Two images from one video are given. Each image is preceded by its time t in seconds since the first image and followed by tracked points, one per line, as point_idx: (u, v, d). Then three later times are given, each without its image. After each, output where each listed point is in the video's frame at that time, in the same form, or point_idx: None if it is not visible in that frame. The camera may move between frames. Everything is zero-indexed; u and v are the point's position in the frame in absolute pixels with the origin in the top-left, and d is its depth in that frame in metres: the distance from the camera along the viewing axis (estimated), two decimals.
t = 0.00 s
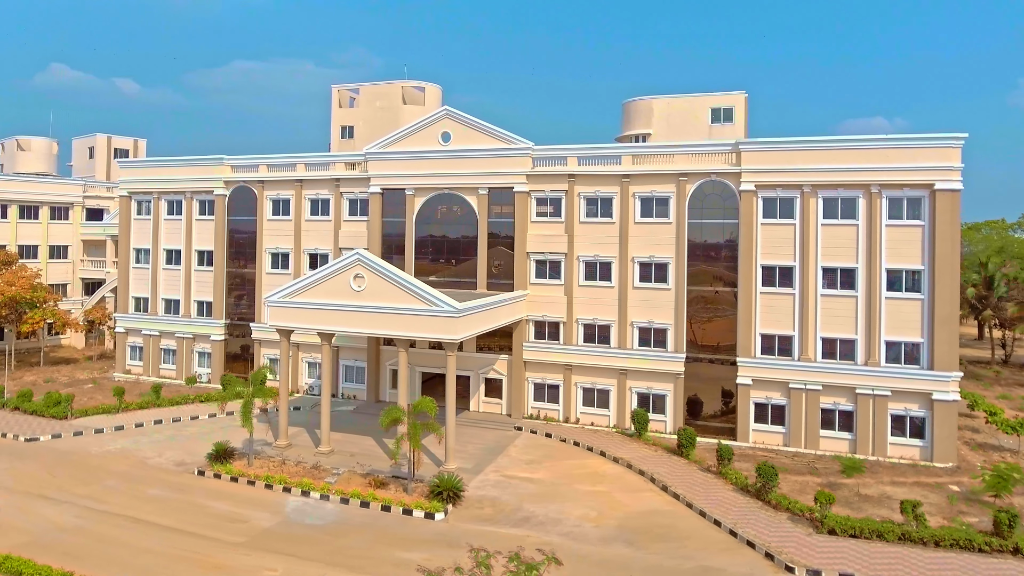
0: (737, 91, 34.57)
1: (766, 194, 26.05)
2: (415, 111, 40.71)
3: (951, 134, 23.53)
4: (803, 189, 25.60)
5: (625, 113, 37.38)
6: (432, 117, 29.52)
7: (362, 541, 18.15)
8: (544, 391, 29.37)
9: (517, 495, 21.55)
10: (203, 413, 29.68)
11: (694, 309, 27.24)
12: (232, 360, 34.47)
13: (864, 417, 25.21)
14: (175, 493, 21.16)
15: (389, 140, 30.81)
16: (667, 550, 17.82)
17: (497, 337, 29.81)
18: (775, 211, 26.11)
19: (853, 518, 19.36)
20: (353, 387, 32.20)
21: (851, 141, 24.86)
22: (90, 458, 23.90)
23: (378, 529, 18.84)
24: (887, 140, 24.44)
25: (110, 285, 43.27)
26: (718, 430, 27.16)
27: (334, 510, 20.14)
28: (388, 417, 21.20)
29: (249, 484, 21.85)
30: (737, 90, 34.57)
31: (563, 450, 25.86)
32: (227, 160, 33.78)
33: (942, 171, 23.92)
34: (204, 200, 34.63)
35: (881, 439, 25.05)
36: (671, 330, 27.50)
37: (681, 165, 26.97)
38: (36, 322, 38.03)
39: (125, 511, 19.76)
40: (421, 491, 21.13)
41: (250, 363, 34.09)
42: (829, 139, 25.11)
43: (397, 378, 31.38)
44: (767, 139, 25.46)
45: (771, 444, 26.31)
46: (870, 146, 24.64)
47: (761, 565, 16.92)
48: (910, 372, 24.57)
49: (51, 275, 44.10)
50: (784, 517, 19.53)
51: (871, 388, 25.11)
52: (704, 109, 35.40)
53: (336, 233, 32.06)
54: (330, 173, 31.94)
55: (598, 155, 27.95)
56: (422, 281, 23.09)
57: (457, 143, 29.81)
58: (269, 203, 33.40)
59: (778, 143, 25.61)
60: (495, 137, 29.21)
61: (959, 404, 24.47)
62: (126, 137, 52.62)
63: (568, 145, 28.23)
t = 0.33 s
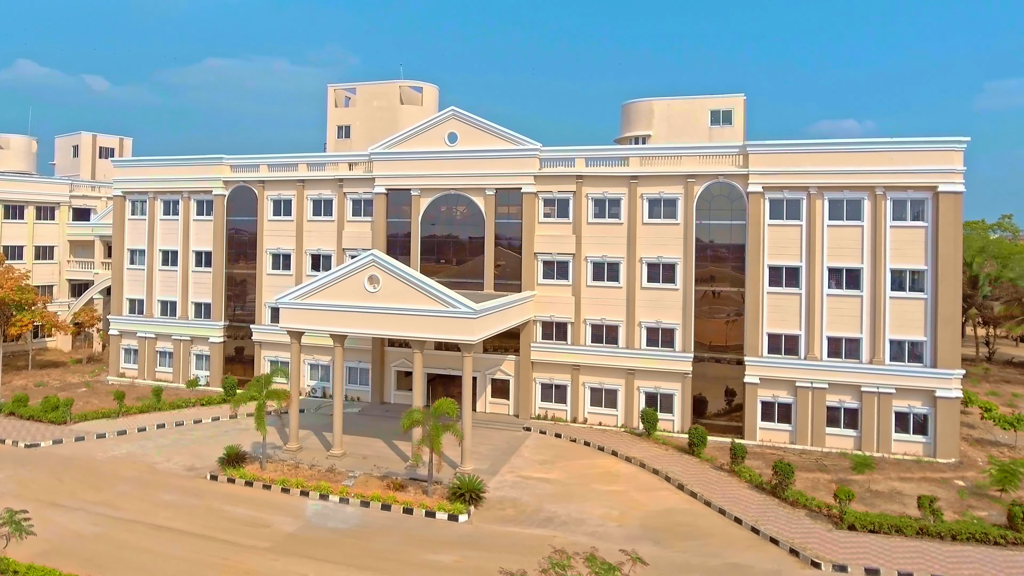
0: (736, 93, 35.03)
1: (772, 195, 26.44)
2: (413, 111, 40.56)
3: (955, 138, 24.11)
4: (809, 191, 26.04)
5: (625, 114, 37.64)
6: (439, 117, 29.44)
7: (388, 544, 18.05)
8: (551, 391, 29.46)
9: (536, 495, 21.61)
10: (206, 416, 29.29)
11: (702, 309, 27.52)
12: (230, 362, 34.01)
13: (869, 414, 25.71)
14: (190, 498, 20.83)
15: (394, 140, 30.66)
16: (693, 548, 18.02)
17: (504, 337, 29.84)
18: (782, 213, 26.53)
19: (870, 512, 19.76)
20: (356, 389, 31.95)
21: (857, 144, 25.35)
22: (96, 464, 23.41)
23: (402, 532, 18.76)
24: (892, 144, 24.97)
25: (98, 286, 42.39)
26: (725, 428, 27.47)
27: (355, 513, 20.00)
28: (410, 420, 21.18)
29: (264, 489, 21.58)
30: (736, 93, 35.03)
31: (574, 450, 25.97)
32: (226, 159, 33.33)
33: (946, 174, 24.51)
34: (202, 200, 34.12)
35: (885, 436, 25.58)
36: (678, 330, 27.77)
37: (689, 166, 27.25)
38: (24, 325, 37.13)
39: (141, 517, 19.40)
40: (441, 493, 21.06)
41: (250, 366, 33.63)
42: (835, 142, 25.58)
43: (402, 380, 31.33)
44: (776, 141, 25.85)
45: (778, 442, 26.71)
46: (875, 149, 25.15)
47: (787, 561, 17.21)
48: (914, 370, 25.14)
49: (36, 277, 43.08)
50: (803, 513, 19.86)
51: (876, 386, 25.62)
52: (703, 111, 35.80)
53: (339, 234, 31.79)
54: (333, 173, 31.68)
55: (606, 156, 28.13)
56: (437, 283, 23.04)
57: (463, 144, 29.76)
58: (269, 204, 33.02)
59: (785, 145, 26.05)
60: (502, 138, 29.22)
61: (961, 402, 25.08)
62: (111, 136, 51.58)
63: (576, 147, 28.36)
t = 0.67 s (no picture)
0: (733, 96, 35.57)
1: (778, 197, 26.90)
2: (409, 111, 40.34)
3: (955, 141, 24.81)
4: (814, 193, 26.56)
5: (622, 116, 37.94)
6: (445, 118, 29.33)
7: (418, 547, 17.95)
8: (558, 392, 29.57)
9: (557, 495, 21.69)
10: (208, 421, 28.77)
11: (708, 309, 27.90)
12: (228, 366, 33.41)
13: (873, 411, 26.34)
14: (207, 505, 20.44)
15: (399, 141, 30.47)
16: (720, 545, 18.27)
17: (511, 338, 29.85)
18: (787, 214, 27.02)
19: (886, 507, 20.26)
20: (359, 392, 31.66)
21: (860, 147, 25.93)
22: (103, 472, 22.84)
23: (430, 535, 18.69)
24: (895, 147, 25.59)
25: (83, 288, 41.30)
26: (732, 427, 27.90)
27: (378, 516, 19.85)
28: (432, 422, 21.22)
29: (282, 494, 21.27)
30: (733, 96, 35.57)
31: (586, 450, 26.10)
32: (224, 159, 32.77)
33: (947, 177, 25.20)
34: (198, 201, 33.48)
35: (888, 432, 26.22)
36: (685, 330, 28.09)
37: (695, 168, 27.59)
38: (8, 328, 36.05)
39: (159, 525, 18.99)
40: (463, 495, 20.99)
41: (248, 370, 33.10)
42: (839, 145, 26.14)
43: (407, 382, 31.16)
44: (782, 144, 26.31)
45: (783, 439, 27.21)
46: (878, 152, 25.76)
47: (813, 556, 17.54)
48: (916, 367, 25.81)
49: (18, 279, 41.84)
50: (821, 509, 20.27)
51: (879, 383, 26.25)
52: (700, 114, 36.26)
53: (342, 235, 31.49)
54: (335, 174, 31.38)
55: (613, 158, 28.34)
56: (455, 285, 22.96)
57: (469, 144, 29.69)
58: (269, 204, 32.57)
59: (791, 148, 26.53)
60: (509, 139, 29.23)
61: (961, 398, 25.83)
62: (92, 134, 50.30)
63: (583, 148, 28.53)
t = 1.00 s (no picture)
0: (728, 99, 36.07)
1: (780, 199, 27.39)
2: (404, 112, 40.13)
3: (952, 145, 25.51)
4: (815, 195, 27.09)
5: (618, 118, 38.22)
6: (449, 119, 29.27)
7: (442, 550, 17.89)
8: (562, 392, 29.68)
9: (572, 495, 21.78)
10: (208, 425, 28.28)
11: (711, 309, 28.25)
12: (224, 369, 32.85)
13: (873, 408, 26.94)
14: (221, 512, 20.11)
15: (401, 141, 30.31)
16: (740, 542, 18.54)
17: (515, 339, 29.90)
18: (789, 216, 27.50)
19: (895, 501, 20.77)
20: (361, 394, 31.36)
21: (860, 150, 26.50)
22: (108, 480, 22.32)
23: (453, 537, 18.63)
24: (894, 150, 26.20)
25: (67, 290, 40.22)
26: (734, 425, 28.32)
27: (398, 520, 19.72)
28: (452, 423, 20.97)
29: (297, 499, 21.01)
30: (728, 99, 36.07)
31: (594, 450, 26.26)
32: (220, 159, 32.24)
33: (944, 180, 25.88)
34: (193, 201, 32.88)
35: (887, 429, 26.83)
36: (689, 330, 28.41)
37: (699, 170, 27.94)
38: None
39: (175, 533, 18.63)
40: (480, 497, 20.96)
41: (245, 373, 32.57)
42: (840, 148, 26.67)
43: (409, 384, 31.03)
44: (784, 147, 26.79)
45: (785, 436, 27.69)
46: (878, 155, 26.35)
47: (833, 551, 17.89)
48: (914, 365, 26.45)
49: None
50: (833, 505, 20.70)
51: (879, 381, 26.85)
52: (695, 116, 36.69)
53: (342, 236, 31.23)
54: (335, 174, 31.13)
55: (617, 159, 28.59)
56: (469, 286, 22.91)
57: (473, 146, 29.64)
58: (267, 205, 32.16)
59: (793, 150, 26.99)
60: (513, 140, 29.26)
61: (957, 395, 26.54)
62: (71, 132, 49.04)
63: (588, 150, 28.72)
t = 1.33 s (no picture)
0: (720, 102, 36.61)
1: (779, 201, 27.92)
2: (396, 111, 39.90)
3: (945, 148, 26.29)
4: (813, 197, 27.68)
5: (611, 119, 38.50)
6: (451, 119, 29.22)
7: (465, 552, 17.84)
8: (564, 392, 29.81)
9: (586, 494, 21.90)
10: (206, 429, 27.75)
11: (712, 309, 28.64)
12: (218, 371, 32.25)
13: (869, 405, 27.59)
14: (233, 517, 19.77)
15: (402, 141, 30.14)
16: (757, 538, 18.85)
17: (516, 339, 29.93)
18: (787, 217, 28.05)
19: (901, 495, 21.33)
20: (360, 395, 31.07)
21: (857, 152, 27.13)
22: (111, 488, 21.76)
23: (474, 539, 18.60)
24: (890, 153, 26.89)
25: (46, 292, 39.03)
26: (734, 422, 28.72)
27: (415, 522, 19.62)
28: (467, 426, 20.80)
29: (310, 503, 20.75)
30: (720, 101, 36.61)
31: (600, 449, 26.42)
32: (214, 158, 31.68)
33: (937, 182, 26.65)
34: (185, 201, 32.22)
35: (883, 425, 27.50)
36: (690, 330, 28.77)
37: (700, 172, 28.35)
38: None
39: (189, 540, 18.26)
40: (496, 499, 20.97)
41: (240, 376, 32.04)
42: (837, 150, 27.26)
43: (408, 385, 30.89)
44: (783, 149, 27.33)
45: (784, 433, 28.22)
46: (874, 158, 27.00)
47: (848, 545, 18.30)
48: (909, 362, 27.14)
49: None
50: (842, 500, 21.17)
51: (875, 378, 27.51)
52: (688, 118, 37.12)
53: (341, 237, 30.97)
54: (334, 174, 30.89)
55: (619, 161, 28.87)
56: (480, 287, 22.88)
57: (474, 146, 29.62)
58: (262, 205, 31.70)
59: (792, 152, 27.52)
60: (515, 140, 29.30)
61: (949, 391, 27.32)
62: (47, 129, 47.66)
63: (590, 151, 28.95)
